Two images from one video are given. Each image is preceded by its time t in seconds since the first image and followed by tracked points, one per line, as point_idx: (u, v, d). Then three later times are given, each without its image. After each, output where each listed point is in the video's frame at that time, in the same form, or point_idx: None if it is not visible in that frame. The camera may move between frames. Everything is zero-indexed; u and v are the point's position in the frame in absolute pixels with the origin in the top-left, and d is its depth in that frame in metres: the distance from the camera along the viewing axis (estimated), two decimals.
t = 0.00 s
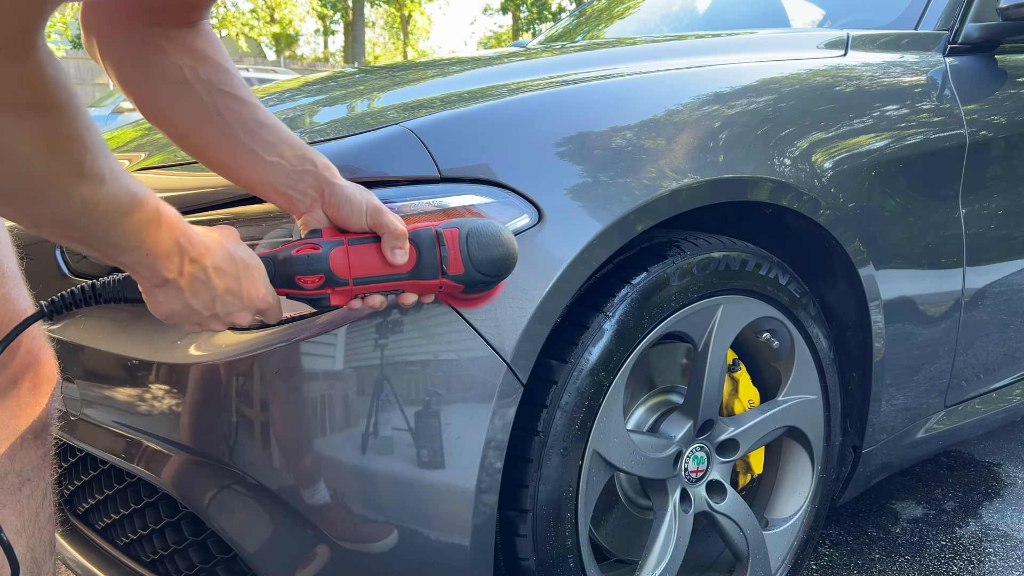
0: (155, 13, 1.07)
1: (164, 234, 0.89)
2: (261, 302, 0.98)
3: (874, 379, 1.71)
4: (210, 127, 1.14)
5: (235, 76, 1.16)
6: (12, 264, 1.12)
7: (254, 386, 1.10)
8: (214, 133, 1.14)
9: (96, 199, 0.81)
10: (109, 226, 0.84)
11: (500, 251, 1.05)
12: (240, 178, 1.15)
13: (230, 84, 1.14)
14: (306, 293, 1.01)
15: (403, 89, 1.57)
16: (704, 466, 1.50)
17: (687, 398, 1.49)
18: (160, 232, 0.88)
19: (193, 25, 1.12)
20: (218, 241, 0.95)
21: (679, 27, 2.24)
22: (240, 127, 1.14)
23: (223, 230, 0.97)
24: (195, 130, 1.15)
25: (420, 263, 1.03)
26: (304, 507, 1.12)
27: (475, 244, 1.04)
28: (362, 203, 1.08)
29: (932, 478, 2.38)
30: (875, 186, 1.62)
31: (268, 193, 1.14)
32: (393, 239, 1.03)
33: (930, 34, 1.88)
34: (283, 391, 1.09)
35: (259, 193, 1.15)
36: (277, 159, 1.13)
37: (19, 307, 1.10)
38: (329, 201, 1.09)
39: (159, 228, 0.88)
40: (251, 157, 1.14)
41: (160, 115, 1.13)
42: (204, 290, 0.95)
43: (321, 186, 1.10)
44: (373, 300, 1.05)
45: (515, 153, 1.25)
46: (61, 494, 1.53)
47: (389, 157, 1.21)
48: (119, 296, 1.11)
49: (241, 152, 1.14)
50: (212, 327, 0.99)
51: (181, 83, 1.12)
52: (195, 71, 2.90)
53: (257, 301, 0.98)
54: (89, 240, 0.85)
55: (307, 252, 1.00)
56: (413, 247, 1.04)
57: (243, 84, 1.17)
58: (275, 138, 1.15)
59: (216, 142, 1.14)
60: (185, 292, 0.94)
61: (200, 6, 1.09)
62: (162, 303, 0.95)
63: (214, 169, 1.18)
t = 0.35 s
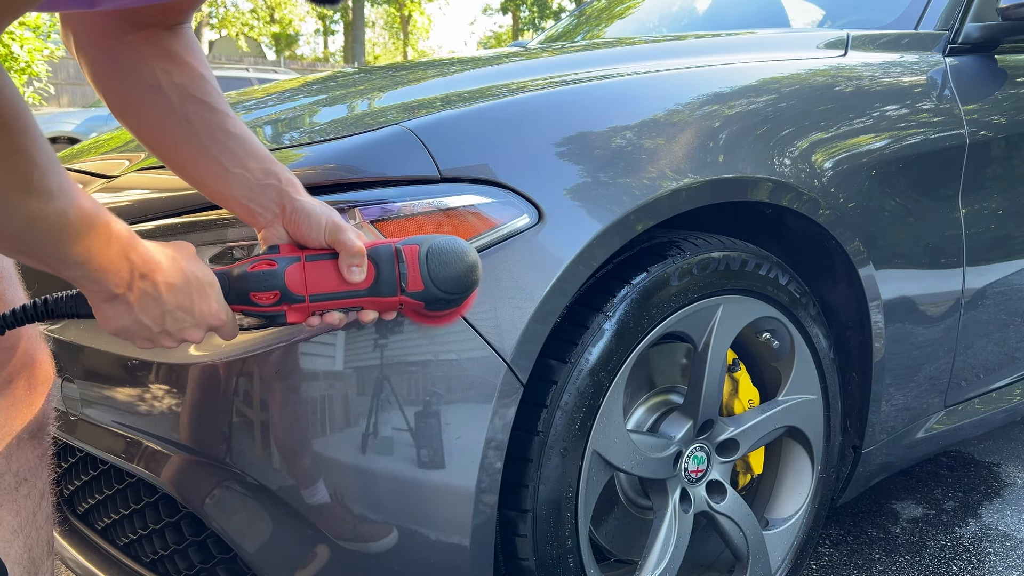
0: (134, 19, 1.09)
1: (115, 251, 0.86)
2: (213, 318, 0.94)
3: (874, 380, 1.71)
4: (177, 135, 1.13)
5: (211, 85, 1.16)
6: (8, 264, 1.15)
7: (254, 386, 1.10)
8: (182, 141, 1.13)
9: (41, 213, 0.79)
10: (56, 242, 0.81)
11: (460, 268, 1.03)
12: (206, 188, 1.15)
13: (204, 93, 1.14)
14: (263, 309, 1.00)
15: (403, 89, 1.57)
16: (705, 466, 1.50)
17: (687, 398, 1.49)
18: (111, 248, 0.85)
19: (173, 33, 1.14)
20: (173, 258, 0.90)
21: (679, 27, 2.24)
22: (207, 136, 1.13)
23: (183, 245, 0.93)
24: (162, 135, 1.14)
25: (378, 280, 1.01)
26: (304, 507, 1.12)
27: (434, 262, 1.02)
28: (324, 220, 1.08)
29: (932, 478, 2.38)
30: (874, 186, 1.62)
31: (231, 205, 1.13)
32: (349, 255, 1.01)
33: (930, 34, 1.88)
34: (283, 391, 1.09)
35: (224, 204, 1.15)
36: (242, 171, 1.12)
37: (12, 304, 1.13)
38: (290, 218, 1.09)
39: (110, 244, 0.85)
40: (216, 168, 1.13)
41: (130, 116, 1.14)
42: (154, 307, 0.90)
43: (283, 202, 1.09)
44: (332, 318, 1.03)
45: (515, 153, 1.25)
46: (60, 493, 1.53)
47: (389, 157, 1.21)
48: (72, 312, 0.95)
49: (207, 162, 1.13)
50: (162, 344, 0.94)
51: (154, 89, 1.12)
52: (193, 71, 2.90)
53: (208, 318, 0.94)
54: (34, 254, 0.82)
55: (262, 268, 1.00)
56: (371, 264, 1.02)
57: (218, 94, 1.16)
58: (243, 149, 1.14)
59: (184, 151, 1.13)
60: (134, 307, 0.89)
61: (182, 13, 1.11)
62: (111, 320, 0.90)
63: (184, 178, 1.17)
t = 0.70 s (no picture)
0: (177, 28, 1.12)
1: (157, 261, 0.85)
2: (250, 333, 0.94)
3: (874, 379, 1.71)
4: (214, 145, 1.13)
5: (251, 97, 1.16)
6: (26, 265, 1.16)
7: (254, 386, 1.10)
8: (219, 151, 1.13)
9: (88, 225, 0.77)
10: (101, 253, 0.80)
11: (497, 296, 0.98)
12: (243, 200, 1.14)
13: (246, 105, 1.15)
14: (296, 324, 0.97)
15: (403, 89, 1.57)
16: (705, 466, 1.50)
17: (687, 398, 1.49)
18: (152, 257, 0.84)
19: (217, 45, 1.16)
20: (210, 267, 0.90)
21: (679, 27, 2.24)
22: (247, 147, 1.13)
23: (218, 254, 0.92)
24: (201, 146, 1.13)
25: (414, 303, 0.98)
26: (304, 507, 1.12)
27: (471, 288, 0.98)
28: (361, 237, 1.06)
29: (932, 478, 2.38)
30: (875, 186, 1.62)
31: (271, 218, 1.13)
32: (387, 276, 0.98)
33: (930, 34, 1.88)
34: (283, 391, 1.09)
35: (263, 217, 1.14)
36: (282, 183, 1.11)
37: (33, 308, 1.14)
38: (329, 233, 1.08)
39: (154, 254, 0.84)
40: (254, 179, 1.12)
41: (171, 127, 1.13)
42: (192, 316, 0.90)
43: (322, 217, 1.09)
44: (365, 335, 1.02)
45: (515, 153, 1.25)
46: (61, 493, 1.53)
47: (389, 157, 1.21)
48: (109, 314, 0.95)
49: (247, 173, 1.12)
50: (196, 353, 0.94)
51: (194, 98, 1.13)
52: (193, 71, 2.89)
53: (246, 332, 0.94)
54: (78, 265, 0.80)
55: (299, 284, 0.96)
56: (407, 287, 0.98)
57: (258, 106, 1.17)
58: (283, 161, 1.13)
59: (221, 161, 1.13)
60: (172, 316, 0.89)
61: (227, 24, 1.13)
62: (149, 328, 0.90)
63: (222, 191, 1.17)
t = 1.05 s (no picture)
0: (218, 34, 1.11)
1: (231, 249, 0.84)
2: (320, 319, 0.97)
3: (874, 379, 1.71)
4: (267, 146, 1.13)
5: (294, 96, 1.17)
6: (45, 264, 1.17)
7: (254, 386, 1.10)
8: (272, 151, 1.14)
9: (167, 218, 0.74)
10: (178, 246, 0.77)
11: (551, 279, 1.08)
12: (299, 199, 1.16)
13: (292, 105, 1.15)
14: (361, 311, 1.02)
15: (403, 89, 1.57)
16: (704, 466, 1.50)
17: (687, 398, 1.49)
18: (227, 247, 0.83)
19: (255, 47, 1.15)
20: (281, 256, 0.92)
21: (679, 27, 2.24)
22: (299, 145, 1.14)
23: (285, 245, 0.95)
24: (252, 149, 1.14)
25: (475, 288, 1.06)
26: (304, 507, 1.12)
27: (527, 271, 1.07)
28: (419, 224, 1.09)
29: (932, 478, 2.38)
30: (875, 186, 1.62)
31: (326, 211, 1.14)
32: (448, 261, 1.05)
33: (930, 34, 1.88)
34: (283, 391, 1.09)
35: (317, 211, 1.15)
36: (336, 178, 1.13)
37: (50, 308, 1.15)
38: (388, 222, 1.11)
39: (228, 244, 0.83)
40: (309, 176, 1.13)
41: (221, 132, 1.14)
42: (268, 305, 0.92)
43: (380, 206, 1.11)
44: (424, 321, 1.08)
45: (515, 153, 1.25)
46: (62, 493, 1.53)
47: (389, 158, 1.21)
48: (182, 304, 1.04)
49: (301, 171, 1.13)
50: (270, 341, 0.96)
51: (242, 101, 1.13)
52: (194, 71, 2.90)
53: (315, 318, 0.96)
54: (157, 258, 0.78)
55: (366, 271, 1.02)
56: (468, 272, 1.06)
57: (300, 104, 1.17)
58: (334, 156, 1.14)
59: (275, 160, 1.14)
60: (248, 306, 0.91)
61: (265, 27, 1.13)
62: (227, 317, 0.91)
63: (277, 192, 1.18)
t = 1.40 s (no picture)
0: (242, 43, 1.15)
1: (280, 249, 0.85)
2: (370, 318, 0.98)
3: (874, 380, 1.71)
4: (301, 152, 1.15)
5: (321, 100, 1.20)
6: (47, 264, 1.16)
7: (254, 386, 1.10)
8: (306, 156, 1.16)
9: (217, 221, 0.75)
10: (228, 249, 0.79)
11: (594, 274, 1.10)
12: (340, 202, 1.18)
13: (320, 109, 1.18)
14: (410, 307, 1.04)
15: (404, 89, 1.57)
16: (705, 466, 1.50)
17: (688, 398, 1.49)
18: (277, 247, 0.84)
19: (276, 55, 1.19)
20: (333, 255, 0.94)
21: (679, 27, 2.24)
22: (332, 148, 1.16)
23: (336, 244, 0.97)
24: (286, 155, 1.16)
25: (521, 284, 1.07)
26: (304, 507, 1.12)
27: (571, 266, 1.09)
28: (463, 221, 1.11)
29: (933, 478, 2.38)
30: (875, 186, 1.62)
31: (366, 211, 1.16)
32: (493, 257, 1.07)
33: (930, 34, 1.88)
34: (283, 390, 1.09)
35: (357, 211, 1.18)
36: (374, 177, 1.14)
37: (51, 309, 1.15)
38: (429, 218, 1.13)
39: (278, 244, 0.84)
40: (346, 177, 1.15)
41: (254, 141, 1.16)
42: (323, 304, 0.93)
43: (421, 203, 1.13)
44: (469, 317, 1.09)
45: (515, 153, 1.25)
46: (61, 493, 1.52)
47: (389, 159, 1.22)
48: (231, 303, 1.04)
49: (337, 173, 1.15)
50: (323, 340, 0.97)
51: (273, 109, 1.17)
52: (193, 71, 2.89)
53: (368, 315, 0.97)
54: (210, 263, 0.80)
55: (415, 268, 1.04)
56: (513, 267, 1.08)
57: (327, 108, 1.20)
58: (368, 156, 1.16)
59: (312, 164, 1.15)
60: (306, 306, 0.92)
61: (283, 34, 1.18)
62: (283, 316, 0.93)
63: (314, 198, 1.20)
